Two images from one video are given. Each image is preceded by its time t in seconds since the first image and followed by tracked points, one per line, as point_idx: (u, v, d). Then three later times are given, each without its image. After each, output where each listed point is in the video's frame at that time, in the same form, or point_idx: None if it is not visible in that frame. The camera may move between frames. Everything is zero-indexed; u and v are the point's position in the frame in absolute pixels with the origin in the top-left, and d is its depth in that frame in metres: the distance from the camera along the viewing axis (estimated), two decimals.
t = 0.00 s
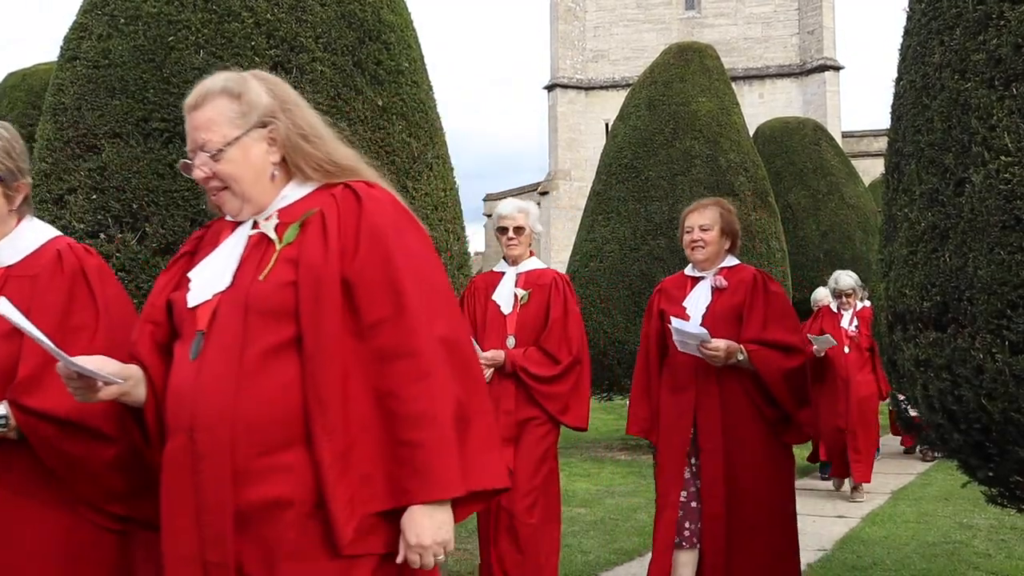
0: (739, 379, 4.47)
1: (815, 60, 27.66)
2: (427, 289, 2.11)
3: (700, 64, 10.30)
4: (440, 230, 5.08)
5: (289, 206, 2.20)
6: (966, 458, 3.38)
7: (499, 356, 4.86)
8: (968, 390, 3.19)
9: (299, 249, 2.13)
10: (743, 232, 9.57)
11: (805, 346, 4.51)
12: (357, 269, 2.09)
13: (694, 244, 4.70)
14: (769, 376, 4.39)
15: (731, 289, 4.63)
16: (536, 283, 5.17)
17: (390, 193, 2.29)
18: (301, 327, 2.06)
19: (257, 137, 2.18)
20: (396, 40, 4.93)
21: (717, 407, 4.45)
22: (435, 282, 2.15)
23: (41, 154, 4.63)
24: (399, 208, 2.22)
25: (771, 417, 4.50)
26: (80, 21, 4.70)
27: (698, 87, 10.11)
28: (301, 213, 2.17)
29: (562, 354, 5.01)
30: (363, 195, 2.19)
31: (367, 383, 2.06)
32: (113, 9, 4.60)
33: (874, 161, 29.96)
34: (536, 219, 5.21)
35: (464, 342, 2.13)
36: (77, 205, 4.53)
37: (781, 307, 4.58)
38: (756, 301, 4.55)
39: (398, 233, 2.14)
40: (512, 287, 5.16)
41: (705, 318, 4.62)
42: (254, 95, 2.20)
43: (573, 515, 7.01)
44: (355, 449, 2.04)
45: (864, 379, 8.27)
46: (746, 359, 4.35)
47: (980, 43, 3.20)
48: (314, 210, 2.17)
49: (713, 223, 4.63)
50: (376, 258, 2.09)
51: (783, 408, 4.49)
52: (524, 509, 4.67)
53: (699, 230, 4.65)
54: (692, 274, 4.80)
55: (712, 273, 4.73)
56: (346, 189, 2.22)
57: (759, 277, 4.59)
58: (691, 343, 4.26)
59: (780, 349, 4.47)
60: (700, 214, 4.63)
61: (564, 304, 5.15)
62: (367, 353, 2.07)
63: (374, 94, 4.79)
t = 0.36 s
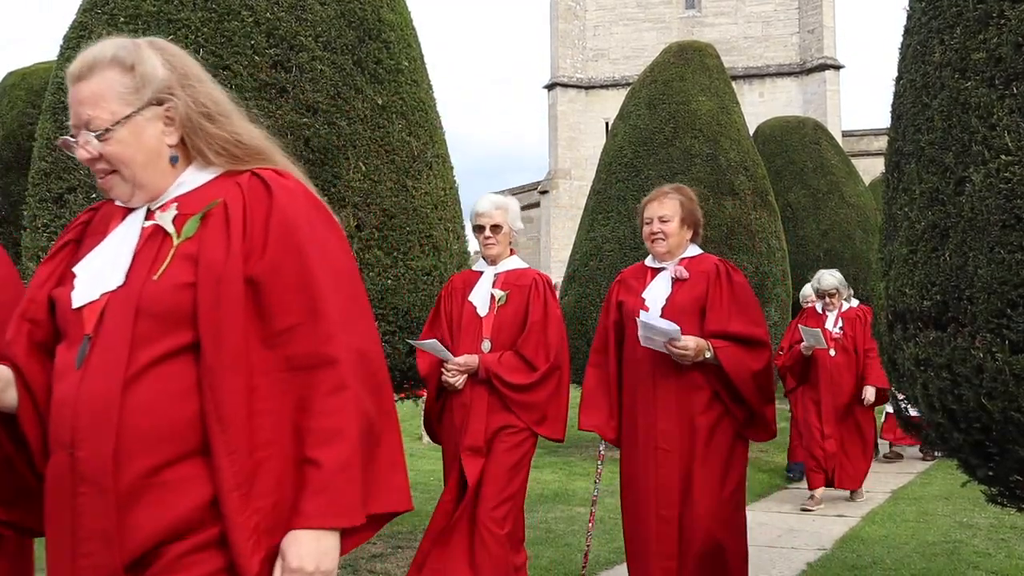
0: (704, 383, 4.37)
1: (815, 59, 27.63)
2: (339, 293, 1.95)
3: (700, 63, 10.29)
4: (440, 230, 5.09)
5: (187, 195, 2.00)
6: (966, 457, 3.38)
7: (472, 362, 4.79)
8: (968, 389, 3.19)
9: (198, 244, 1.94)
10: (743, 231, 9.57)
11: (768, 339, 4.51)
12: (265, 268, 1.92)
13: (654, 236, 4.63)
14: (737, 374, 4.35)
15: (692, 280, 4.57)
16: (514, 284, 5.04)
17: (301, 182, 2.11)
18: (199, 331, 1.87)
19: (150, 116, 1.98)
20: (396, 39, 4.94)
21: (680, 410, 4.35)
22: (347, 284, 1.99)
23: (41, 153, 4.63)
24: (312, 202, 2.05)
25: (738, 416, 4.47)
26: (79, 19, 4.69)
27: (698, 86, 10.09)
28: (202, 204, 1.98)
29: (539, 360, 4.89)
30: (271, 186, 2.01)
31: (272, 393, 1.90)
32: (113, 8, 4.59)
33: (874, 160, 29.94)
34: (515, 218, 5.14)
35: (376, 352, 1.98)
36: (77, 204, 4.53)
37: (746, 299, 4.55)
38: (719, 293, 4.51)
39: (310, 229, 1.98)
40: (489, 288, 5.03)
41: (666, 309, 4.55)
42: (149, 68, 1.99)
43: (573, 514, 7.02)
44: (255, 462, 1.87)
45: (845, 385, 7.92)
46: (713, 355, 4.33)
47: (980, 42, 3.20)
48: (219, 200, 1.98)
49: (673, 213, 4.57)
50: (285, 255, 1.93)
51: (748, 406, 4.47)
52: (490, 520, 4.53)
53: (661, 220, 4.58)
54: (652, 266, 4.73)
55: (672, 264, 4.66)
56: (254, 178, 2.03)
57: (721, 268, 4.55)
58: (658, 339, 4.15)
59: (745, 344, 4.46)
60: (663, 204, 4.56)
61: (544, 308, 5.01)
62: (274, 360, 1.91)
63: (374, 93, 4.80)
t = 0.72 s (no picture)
0: (686, 391, 4.22)
1: (815, 58, 27.61)
2: (230, 299, 1.55)
3: (700, 62, 10.28)
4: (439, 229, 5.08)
5: (47, 170, 1.59)
6: (966, 457, 3.38)
7: (445, 360, 4.44)
8: (968, 388, 3.18)
9: (48, 230, 1.52)
10: (743, 230, 9.56)
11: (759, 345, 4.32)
12: (132, 259, 1.51)
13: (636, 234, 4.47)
14: (727, 380, 4.19)
15: (676, 281, 4.39)
16: (491, 277, 4.71)
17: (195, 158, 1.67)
18: (38, 338, 1.47)
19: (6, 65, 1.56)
20: (395, 38, 4.95)
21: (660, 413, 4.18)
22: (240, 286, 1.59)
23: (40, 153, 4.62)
24: (199, 183, 1.62)
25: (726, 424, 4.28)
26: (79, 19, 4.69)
27: (698, 85, 10.07)
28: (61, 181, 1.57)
29: (516, 356, 4.57)
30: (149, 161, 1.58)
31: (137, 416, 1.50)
32: (112, 7, 4.58)
33: (875, 159, 29.93)
34: (490, 206, 4.78)
35: (273, 371, 1.61)
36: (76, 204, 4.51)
37: (733, 302, 4.38)
38: (706, 295, 4.34)
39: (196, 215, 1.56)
40: (463, 280, 4.68)
41: (650, 311, 4.35)
42: (9, 3, 1.57)
43: (572, 513, 7.02)
44: (102, 505, 1.47)
45: (837, 382, 7.44)
46: (705, 361, 4.15)
47: (980, 41, 3.19)
48: (81, 175, 1.57)
49: (656, 208, 4.41)
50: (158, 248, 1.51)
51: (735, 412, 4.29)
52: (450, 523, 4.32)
53: (639, 217, 4.42)
54: (633, 264, 4.56)
55: (654, 264, 4.49)
56: (129, 151, 1.60)
57: (706, 269, 4.39)
58: (648, 348, 3.95)
59: (736, 349, 4.28)
60: (645, 201, 4.41)
61: (521, 300, 4.67)
62: (141, 377, 1.51)
63: (374, 93, 4.80)
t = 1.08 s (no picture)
0: (666, 398, 3.77)
1: (814, 58, 27.62)
2: (53, 286, 1.35)
3: (700, 62, 10.27)
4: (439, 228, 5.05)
5: None
6: (966, 456, 3.38)
7: (400, 370, 4.01)
8: (968, 388, 3.18)
9: None
10: (743, 230, 9.56)
11: (749, 345, 3.81)
12: None
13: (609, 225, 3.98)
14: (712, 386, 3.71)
15: (654, 278, 3.89)
16: (450, 281, 4.21)
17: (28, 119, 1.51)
18: None
19: None
20: (394, 38, 4.94)
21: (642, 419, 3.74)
22: (71, 271, 1.38)
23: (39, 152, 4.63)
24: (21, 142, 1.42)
25: (709, 432, 3.82)
26: (77, 18, 4.69)
27: (698, 84, 10.06)
28: None
29: (475, 368, 4.09)
30: None
31: None
32: (110, 7, 4.59)
33: (874, 159, 29.93)
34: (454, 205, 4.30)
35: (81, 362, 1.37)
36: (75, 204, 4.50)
37: (717, 300, 3.87)
38: (687, 295, 3.84)
39: (23, 189, 1.37)
40: (422, 286, 4.19)
41: (627, 312, 3.84)
42: None
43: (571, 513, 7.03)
44: None
45: (832, 384, 7.29)
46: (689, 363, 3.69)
47: (980, 40, 3.18)
48: None
49: (631, 198, 3.93)
50: None
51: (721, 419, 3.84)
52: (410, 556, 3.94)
53: (614, 206, 3.93)
54: (605, 261, 4.05)
55: (629, 259, 3.99)
56: None
57: (687, 267, 3.90)
58: (628, 349, 3.49)
59: (721, 350, 3.78)
60: (618, 188, 3.95)
61: (483, 306, 4.15)
62: None
63: (372, 93, 4.79)
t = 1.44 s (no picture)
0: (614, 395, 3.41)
1: (813, 59, 27.64)
2: None
3: (699, 62, 10.26)
4: (438, 228, 5.05)
5: None
6: (964, 455, 3.38)
7: (336, 360, 3.80)
8: (966, 387, 3.18)
9: None
10: (742, 230, 9.57)
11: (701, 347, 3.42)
12: None
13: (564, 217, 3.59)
14: (660, 390, 3.31)
15: (608, 272, 3.51)
16: (393, 268, 3.95)
17: None
18: None
19: None
20: (394, 37, 4.94)
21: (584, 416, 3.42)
22: None
23: (39, 151, 4.63)
24: None
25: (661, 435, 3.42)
26: (77, 17, 4.70)
27: (697, 84, 10.06)
28: None
29: (416, 359, 3.85)
30: None
31: None
32: (110, 7, 4.59)
33: (873, 159, 29.96)
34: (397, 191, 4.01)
35: None
36: (74, 202, 4.50)
37: (676, 297, 3.48)
38: (639, 291, 3.44)
39: None
40: (361, 272, 3.96)
41: (575, 308, 3.51)
42: None
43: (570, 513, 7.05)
44: None
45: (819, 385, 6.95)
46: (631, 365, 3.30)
47: (978, 41, 3.19)
48: None
49: (588, 188, 3.54)
50: None
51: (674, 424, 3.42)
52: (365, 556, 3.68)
53: (569, 195, 3.55)
54: (565, 255, 3.67)
55: (587, 253, 3.61)
56: None
57: (645, 260, 3.51)
58: (560, 344, 3.22)
59: (671, 351, 3.39)
60: (575, 180, 3.56)
61: (425, 294, 3.91)
62: None
63: (372, 92, 4.79)
